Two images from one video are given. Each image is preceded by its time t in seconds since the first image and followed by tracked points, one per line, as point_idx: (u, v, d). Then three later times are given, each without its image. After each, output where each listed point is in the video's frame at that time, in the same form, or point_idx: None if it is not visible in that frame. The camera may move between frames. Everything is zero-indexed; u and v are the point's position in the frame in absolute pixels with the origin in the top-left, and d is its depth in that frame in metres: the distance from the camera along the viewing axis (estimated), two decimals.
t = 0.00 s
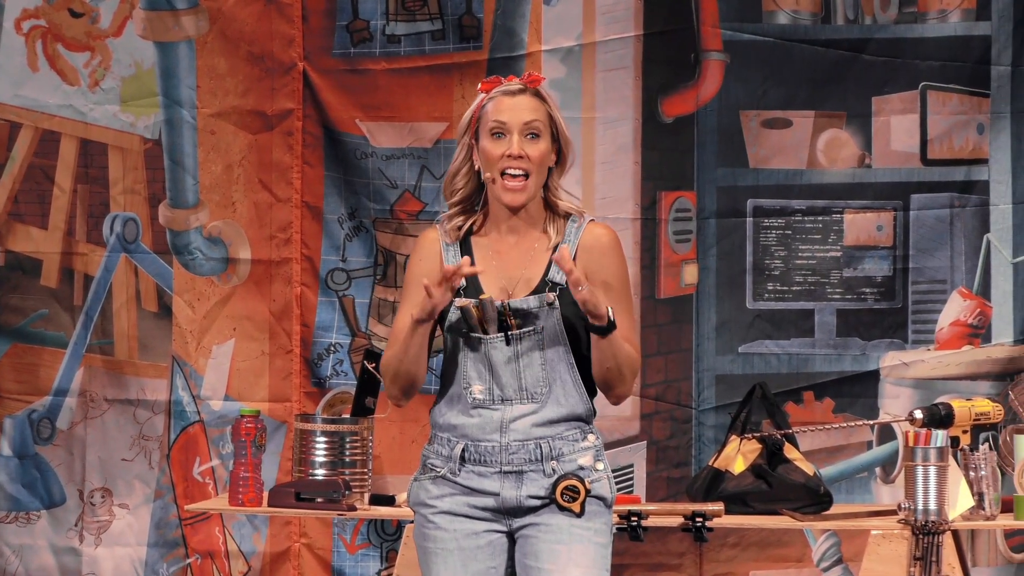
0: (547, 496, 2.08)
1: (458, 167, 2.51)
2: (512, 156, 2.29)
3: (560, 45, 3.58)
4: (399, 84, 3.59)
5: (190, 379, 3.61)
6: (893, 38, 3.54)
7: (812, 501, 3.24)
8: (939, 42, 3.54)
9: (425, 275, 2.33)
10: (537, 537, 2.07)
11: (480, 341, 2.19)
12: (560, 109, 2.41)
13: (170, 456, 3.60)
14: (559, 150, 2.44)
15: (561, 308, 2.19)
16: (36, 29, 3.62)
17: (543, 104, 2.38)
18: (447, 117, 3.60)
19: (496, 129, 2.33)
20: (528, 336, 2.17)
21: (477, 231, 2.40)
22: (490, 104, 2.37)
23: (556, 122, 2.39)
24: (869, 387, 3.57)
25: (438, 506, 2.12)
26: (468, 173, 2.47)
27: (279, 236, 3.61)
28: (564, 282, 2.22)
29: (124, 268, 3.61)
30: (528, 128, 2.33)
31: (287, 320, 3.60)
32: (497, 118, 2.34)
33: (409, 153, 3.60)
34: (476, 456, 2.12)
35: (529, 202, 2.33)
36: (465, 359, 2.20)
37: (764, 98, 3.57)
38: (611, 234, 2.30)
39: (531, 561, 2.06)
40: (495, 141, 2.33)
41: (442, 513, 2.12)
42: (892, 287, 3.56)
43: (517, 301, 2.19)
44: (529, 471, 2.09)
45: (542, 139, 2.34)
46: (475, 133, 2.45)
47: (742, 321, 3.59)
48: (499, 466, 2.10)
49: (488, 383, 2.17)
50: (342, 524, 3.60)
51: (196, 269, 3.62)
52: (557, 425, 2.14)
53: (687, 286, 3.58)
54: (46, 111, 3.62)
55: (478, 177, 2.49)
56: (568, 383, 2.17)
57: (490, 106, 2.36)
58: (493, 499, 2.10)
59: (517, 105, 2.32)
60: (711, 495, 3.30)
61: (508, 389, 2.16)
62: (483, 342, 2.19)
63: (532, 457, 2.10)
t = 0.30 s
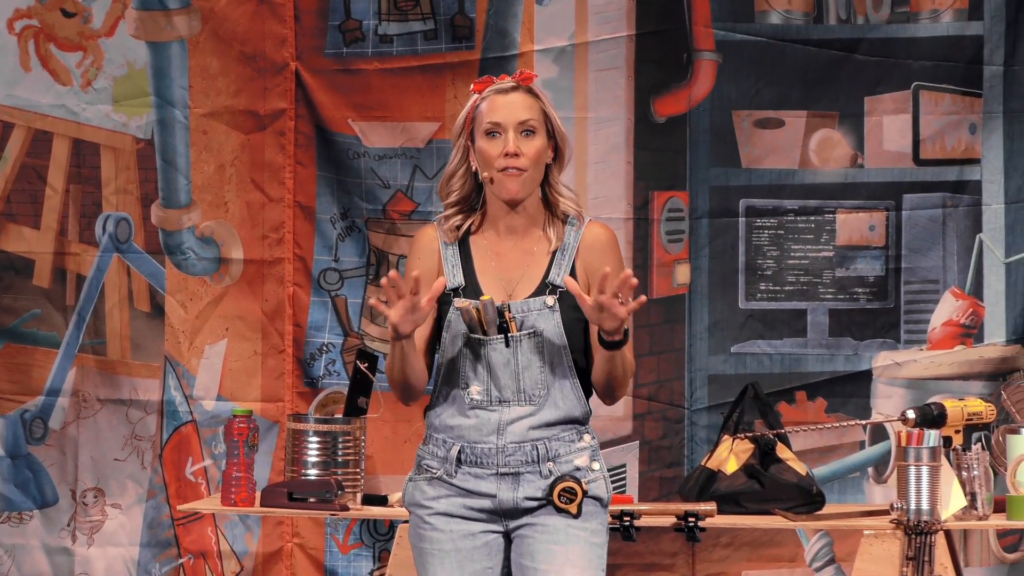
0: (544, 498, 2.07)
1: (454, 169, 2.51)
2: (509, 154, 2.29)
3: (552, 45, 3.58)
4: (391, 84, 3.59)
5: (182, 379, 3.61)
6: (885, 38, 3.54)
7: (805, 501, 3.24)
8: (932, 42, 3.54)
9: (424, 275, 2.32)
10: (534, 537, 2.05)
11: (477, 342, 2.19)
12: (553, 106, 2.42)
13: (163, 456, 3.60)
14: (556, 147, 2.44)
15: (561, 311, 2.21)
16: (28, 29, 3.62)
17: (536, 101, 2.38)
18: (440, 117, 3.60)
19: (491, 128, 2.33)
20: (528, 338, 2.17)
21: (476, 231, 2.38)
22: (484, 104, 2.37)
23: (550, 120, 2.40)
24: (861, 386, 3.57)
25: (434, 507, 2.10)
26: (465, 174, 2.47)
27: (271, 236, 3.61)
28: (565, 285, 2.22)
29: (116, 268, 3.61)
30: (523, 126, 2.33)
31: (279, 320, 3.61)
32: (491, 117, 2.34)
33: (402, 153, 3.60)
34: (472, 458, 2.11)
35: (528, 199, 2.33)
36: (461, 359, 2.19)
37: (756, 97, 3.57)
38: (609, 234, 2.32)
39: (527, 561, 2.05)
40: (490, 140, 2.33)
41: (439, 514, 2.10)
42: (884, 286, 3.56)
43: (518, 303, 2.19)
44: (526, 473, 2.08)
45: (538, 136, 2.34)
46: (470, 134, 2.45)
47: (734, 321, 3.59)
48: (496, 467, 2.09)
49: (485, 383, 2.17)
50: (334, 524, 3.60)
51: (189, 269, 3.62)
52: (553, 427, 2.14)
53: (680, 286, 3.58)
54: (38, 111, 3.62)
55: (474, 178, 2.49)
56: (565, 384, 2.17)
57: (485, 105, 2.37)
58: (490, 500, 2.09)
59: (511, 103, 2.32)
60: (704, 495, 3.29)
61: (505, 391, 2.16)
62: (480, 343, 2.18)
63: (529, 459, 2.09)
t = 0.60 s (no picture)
0: (538, 500, 2.07)
1: (452, 169, 2.49)
2: (505, 160, 2.29)
3: (546, 45, 3.58)
4: (384, 83, 3.59)
5: (175, 379, 3.61)
6: (878, 38, 3.54)
7: (798, 501, 3.24)
8: (925, 42, 3.54)
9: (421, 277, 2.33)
10: (529, 536, 2.05)
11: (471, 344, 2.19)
12: (549, 108, 2.40)
13: (156, 456, 3.60)
14: (551, 147, 2.44)
15: (556, 315, 2.20)
16: (22, 29, 3.62)
17: (532, 105, 2.36)
18: (433, 117, 3.60)
19: (487, 134, 2.32)
20: (523, 342, 2.17)
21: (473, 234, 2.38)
22: (480, 108, 2.36)
23: (546, 122, 2.38)
24: (855, 386, 3.57)
25: (428, 509, 2.11)
26: (462, 175, 2.46)
27: (264, 236, 3.61)
28: (560, 289, 2.22)
29: (109, 268, 3.61)
30: (519, 131, 2.32)
31: (272, 320, 3.60)
32: (487, 122, 2.32)
33: (395, 153, 3.60)
34: (466, 460, 2.11)
35: (523, 203, 2.33)
36: (455, 361, 2.20)
37: (749, 98, 3.57)
38: (605, 238, 2.30)
39: (520, 561, 2.04)
40: (486, 145, 2.32)
41: (433, 516, 2.10)
42: (877, 286, 3.56)
43: (512, 307, 2.19)
44: (520, 475, 2.08)
45: (534, 141, 2.33)
46: (465, 136, 2.43)
47: (728, 321, 3.59)
48: (490, 470, 2.09)
49: (480, 385, 2.17)
50: (327, 524, 3.60)
51: (182, 269, 3.62)
52: (548, 429, 2.14)
53: (673, 286, 3.58)
54: (32, 111, 3.62)
55: (472, 180, 2.48)
56: (560, 386, 2.17)
57: (480, 109, 2.35)
58: (484, 502, 2.09)
59: (506, 109, 2.31)
60: (698, 495, 3.29)
61: (500, 393, 2.16)
62: (474, 345, 2.19)
63: (523, 461, 2.09)
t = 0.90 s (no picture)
0: (528, 499, 2.07)
1: (441, 168, 2.49)
2: (493, 160, 2.27)
3: (540, 45, 3.58)
4: (379, 83, 3.59)
5: (170, 378, 3.61)
6: (873, 38, 3.54)
7: (792, 501, 3.24)
8: (920, 42, 3.54)
9: (409, 277, 2.32)
10: (519, 536, 2.05)
11: (461, 345, 2.18)
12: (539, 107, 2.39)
13: (150, 456, 3.60)
14: (540, 147, 2.42)
15: (544, 314, 2.19)
16: (16, 28, 3.62)
17: (522, 104, 2.35)
18: (427, 117, 3.60)
19: (476, 133, 2.30)
20: (511, 341, 2.15)
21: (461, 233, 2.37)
22: (469, 107, 2.34)
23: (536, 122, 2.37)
24: (849, 386, 3.57)
25: (418, 509, 2.11)
26: (451, 173, 2.45)
27: (259, 236, 3.61)
28: (548, 288, 2.21)
29: (104, 267, 3.61)
30: (508, 131, 2.30)
31: (266, 319, 3.61)
32: (476, 121, 2.31)
33: (389, 153, 3.60)
34: (456, 460, 2.11)
35: (510, 200, 2.31)
36: (445, 361, 2.19)
37: (743, 97, 3.57)
38: (593, 237, 2.29)
39: (511, 562, 2.04)
40: (474, 145, 2.31)
41: (423, 516, 2.11)
42: (872, 286, 3.56)
43: (500, 306, 2.18)
44: (510, 474, 2.08)
45: (522, 141, 2.32)
46: (454, 134, 2.43)
47: (722, 321, 3.59)
48: (480, 469, 2.10)
49: (469, 385, 2.17)
50: (322, 524, 3.60)
51: (176, 269, 3.62)
52: (537, 429, 2.14)
53: (667, 285, 3.58)
54: (26, 110, 3.61)
55: (461, 179, 2.47)
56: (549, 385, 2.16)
57: (470, 109, 2.34)
58: (474, 502, 2.09)
59: (495, 108, 2.30)
60: (692, 494, 3.30)
61: (489, 393, 2.15)
62: (463, 346, 2.17)
63: (513, 461, 2.09)
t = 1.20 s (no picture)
0: (518, 498, 2.07)
1: (425, 162, 2.49)
2: (479, 152, 2.30)
3: (535, 45, 3.58)
4: (375, 83, 3.59)
5: (165, 379, 3.61)
6: (868, 38, 3.54)
7: (787, 501, 3.25)
8: (915, 41, 3.53)
9: (393, 273, 2.27)
10: (510, 537, 2.05)
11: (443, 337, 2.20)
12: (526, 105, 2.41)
13: (145, 456, 3.60)
14: (526, 146, 2.44)
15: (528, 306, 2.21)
16: (11, 29, 3.62)
17: (510, 100, 2.37)
18: (423, 117, 3.60)
19: (463, 125, 2.32)
20: (493, 332, 2.19)
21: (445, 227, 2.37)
22: (457, 101, 2.36)
23: (523, 118, 2.40)
24: (844, 386, 3.57)
25: (408, 510, 2.10)
26: (436, 167, 2.46)
27: (254, 236, 3.61)
28: (531, 282, 2.22)
29: (99, 268, 3.61)
30: (496, 125, 2.33)
31: (262, 320, 3.61)
32: (464, 115, 2.33)
33: (385, 153, 3.59)
34: (446, 459, 2.10)
35: (495, 198, 2.33)
36: (430, 357, 2.20)
37: (739, 97, 3.57)
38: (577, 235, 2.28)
39: (502, 563, 2.04)
40: (461, 137, 2.33)
41: (413, 517, 2.10)
42: (867, 286, 3.56)
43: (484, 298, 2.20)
44: (500, 473, 2.08)
45: (509, 136, 2.34)
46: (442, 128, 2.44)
47: (717, 321, 3.59)
48: (470, 468, 2.09)
49: (455, 382, 2.16)
50: (317, 524, 3.60)
51: (172, 269, 3.61)
52: (525, 426, 2.14)
53: (662, 286, 3.58)
54: (21, 111, 3.62)
55: (446, 172, 2.48)
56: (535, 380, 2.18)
57: (457, 102, 2.36)
58: (465, 501, 2.08)
59: (484, 102, 2.32)
60: (686, 494, 3.29)
61: (474, 388, 2.15)
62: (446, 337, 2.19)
63: (502, 458, 2.09)
